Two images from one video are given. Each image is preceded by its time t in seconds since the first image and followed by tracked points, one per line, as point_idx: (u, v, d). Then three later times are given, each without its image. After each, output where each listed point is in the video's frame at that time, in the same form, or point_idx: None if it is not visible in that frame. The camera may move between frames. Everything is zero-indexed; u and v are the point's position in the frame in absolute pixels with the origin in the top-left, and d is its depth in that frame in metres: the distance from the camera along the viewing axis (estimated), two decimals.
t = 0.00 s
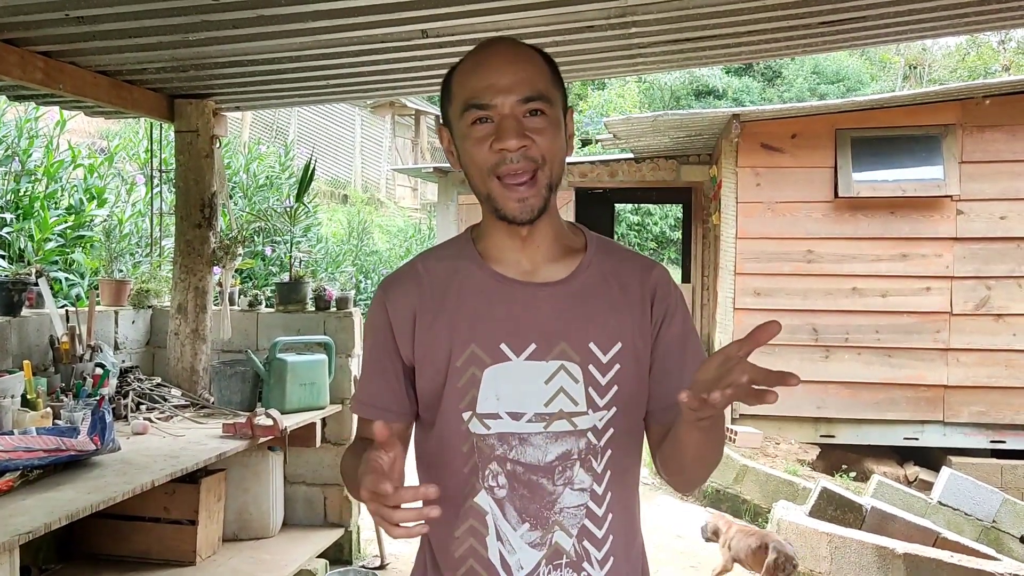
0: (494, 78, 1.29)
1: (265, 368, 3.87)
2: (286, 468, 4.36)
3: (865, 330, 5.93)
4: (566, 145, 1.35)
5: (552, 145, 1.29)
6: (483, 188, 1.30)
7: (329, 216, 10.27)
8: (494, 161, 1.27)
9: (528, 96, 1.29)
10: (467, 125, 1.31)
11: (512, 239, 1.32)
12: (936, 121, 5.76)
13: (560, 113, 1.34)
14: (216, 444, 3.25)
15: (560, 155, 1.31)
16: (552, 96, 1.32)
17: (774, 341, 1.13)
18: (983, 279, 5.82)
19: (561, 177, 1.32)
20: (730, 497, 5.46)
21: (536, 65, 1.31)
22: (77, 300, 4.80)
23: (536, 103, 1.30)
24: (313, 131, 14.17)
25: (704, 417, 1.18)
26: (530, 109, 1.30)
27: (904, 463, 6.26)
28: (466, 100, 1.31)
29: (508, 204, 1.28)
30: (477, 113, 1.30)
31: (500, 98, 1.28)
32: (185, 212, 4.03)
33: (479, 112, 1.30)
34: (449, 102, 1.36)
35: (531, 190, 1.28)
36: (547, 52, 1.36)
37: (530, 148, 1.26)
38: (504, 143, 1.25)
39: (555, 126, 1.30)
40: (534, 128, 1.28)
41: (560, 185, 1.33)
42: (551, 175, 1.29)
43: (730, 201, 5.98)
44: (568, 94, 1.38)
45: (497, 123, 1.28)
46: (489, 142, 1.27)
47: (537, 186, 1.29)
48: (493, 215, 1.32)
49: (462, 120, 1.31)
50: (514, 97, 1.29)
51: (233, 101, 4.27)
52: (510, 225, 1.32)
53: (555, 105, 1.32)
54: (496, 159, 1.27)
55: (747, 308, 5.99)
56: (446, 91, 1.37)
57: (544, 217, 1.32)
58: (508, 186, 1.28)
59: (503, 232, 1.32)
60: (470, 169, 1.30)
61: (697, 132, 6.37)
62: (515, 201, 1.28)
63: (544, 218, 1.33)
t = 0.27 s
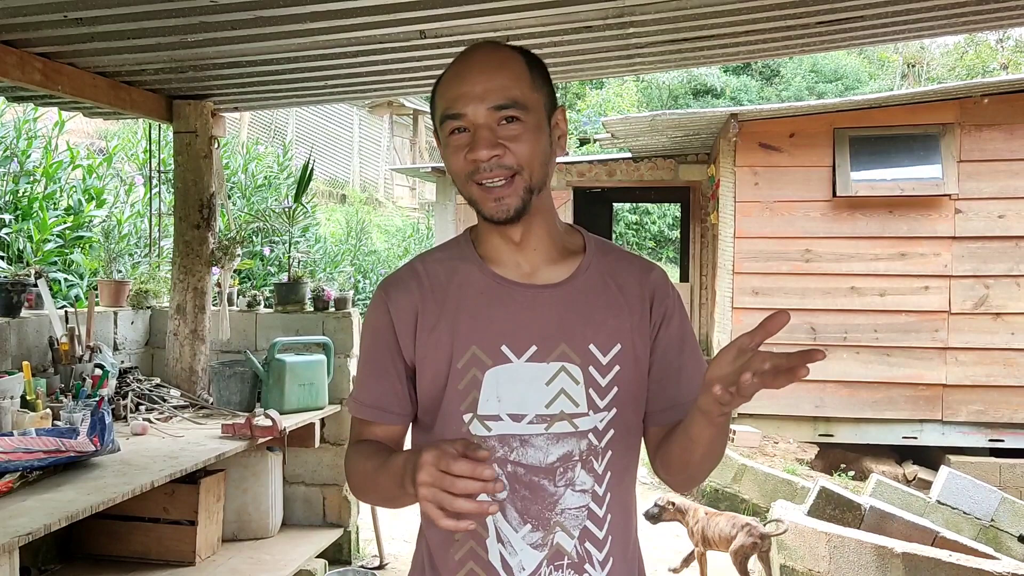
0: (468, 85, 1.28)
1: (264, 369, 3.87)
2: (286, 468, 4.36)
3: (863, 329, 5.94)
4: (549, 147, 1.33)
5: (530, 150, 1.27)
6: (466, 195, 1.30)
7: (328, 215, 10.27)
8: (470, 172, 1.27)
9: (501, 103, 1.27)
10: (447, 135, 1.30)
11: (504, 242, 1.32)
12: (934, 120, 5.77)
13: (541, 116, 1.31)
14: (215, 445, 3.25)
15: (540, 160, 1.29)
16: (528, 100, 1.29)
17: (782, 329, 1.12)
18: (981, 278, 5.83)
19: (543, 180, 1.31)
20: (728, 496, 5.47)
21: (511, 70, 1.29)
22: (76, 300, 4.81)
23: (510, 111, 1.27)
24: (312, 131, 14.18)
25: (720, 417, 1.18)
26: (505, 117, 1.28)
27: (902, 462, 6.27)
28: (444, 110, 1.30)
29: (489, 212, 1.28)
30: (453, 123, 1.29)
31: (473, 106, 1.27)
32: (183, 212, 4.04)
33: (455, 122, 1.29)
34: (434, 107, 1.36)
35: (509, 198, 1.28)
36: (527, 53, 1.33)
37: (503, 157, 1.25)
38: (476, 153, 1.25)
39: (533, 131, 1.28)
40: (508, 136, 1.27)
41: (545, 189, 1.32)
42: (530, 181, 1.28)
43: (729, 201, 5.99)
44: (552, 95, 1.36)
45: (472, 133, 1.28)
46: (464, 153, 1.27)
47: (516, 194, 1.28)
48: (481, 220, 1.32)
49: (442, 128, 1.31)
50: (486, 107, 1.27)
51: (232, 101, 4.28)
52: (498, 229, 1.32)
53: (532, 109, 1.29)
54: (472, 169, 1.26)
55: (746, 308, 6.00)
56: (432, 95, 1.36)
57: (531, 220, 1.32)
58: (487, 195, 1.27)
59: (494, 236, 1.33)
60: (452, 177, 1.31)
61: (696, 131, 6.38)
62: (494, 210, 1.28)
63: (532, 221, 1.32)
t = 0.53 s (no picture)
0: (457, 84, 1.27)
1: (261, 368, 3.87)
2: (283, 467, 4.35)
3: (860, 328, 5.95)
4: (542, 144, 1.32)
5: (521, 147, 1.27)
6: (460, 193, 1.30)
7: (325, 214, 10.25)
8: (463, 169, 1.26)
9: (492, 100, 1.26)
10: (439, 133, 1.30)
11: (501, 239, 1.32)
12: (930, 118, 5.78)
13: (534, 112, 1.30)
14: (213, 443, 3.25)
15: (532, 157, 1.28)
16: (519, 97, 1.28)
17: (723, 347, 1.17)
18: (978, 276, 5.83)
19: (537, 176, 1.30)
20: (726, 495, 5.48)
21: (501, 67, 1.28)
22: (72, 299, 4.80)
23: (501, 107, 1.27)
24: (309, 130, 14.16)
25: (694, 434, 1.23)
26: (496, 113, 1.27)
27: (899, 460, 6.28)
28: (436, 109, 1.30)
29: (484, 210, 1.28)
30: (445, 122, 1.29)
31: (462, 105, 1.27)
32: (180, 211, 4.03)
33: (446, 121, 1.29)
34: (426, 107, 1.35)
35: (502, 196, 1.27)
36: (518, 48, 1.32)
37: (495, 154, 1.25)
38: (467, 152, 1.24)
39: (524, 127, 1.27)
40: (500, 133, 1.26)
41: (539, 185, 1.31)
42: (523, 178, 1.28)
43: (726, 199, 5.99)
44: (545, 90, 1.35)
45: (463, 131, 1.27)
46: (456, 151, 1.26)
47: (508, 191, 1.27)
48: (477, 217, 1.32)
49: (435, 127, 1.31)
50: (476, 104, 1.26)
51: (229, 100, 4.27)
52: (495, 226, 1.32)
53: (522, 105, 1.28)
54: (465, 167, 1.26)
55: (743, 306, 6.00)
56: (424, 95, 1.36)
57: (528, 217, 1.32)
58: (480, 192, 1.27)
59: (491, 233, 1.33)
60: (446, 175, 1.30)
61: (694, 129, 6.38)
62: (488, 207, 1.27)
63: (528, 218, 1.32)
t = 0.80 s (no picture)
0: (457, 79, 1.28)
1: (258, 366, 3.87)
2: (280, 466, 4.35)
3: (857, 326, 5.96)
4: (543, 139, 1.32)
5: (521, 142, 1.26)
6: (461, 189, 1.30)
7: (322, 213, 10.24)
8: (464, 165, 1.26)
9: (492, 95, 1.26)
10: (440, 129, 1.30)
11: (502, 236, 1.32)
12: (927, 117, 5.79)
13: (534, 106, 1.30)
14: (210, 442, 3.24)
15: (532, 151, 1.28)
16: (519, 91, 1.28)
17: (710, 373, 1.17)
18: (974, 274, 5.84)
19: (538, 171, 1.30)
20: (723, 493, 5.50)
21: (501, 62, 1.28)
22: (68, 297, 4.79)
23: (501, 102, 1.27)
24: (306, 129, 14.13)
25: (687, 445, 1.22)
26: (496, 108, 1.27)
27: (895, 458, 6.30)
28: (437, 105, 1.30)
29: (484, 206, 1.28)
30: (446, 118, 1.29)
31: (463, 100, 1.27)
32: (177, 209, 4.02)
33: (447, 117, 1.29)
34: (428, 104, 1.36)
35: (502, 192, 1.27)
36: (518, 44, 1.32)
37: (495, 149, 1.25)
38: (467, 146, 1.24)
39: (524, 122, 1.27)
40: (500, 127, 1.26)
41: (541, 180, 1.31)
42: (523, 173, 1.27)
43: (723, 197, 5.99)
44: (547, 86, 1.34)
45: (463, 126, 1.27)
46: (457, 147, 1.27)
47: (509, 186, 1.27)
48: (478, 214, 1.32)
49: (436, 124, 1.31)
50: (476, 99, 1.26)
51: (225, 98, 4.26)
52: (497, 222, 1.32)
53: (522, 99, 1.28)
54: (466, 163, 1.26)
55: (740, 304, 6.01)
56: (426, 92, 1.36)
57: (530, 213, 1.31)
58: (481, 188, 1.27)
59: (492, 229, 1.32)
60: (447, 171, 1.30)
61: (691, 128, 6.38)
62: (489, 202, 1.27)
63: (530, 214, 1.31)
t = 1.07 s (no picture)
0: (462, 79, 1.28)
1: (256, 365, 3.87)
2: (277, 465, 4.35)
3: (853, 325, 5.97)
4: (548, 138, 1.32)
5: (527, 140, 1.27)
6: (466, 188, 1.30)
7: (318, 212, 10.23)
8: (470, 163, 1.27)
9: (497, 94, 1.27)
10: (446, 129, 1.31)
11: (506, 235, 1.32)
12: (923, 116, 5.81)
13: (538, 106, 1.31)
14: (207, 441, 3.24)
15: (539, 149, 1.28)
16: (524, 90, 1.29)
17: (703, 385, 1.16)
18: (969, 273, 5.86)
19: (544, 170, 1.30)
20: (720, 492, 5.51)
21: (505, 62, 1.29)
22: (64, 297, 4.78)
23: (506, 100, 1.27)
24: (303, 128, 14.12)
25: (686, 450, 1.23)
26: (501, 107, 1.27)
27: (892, 457, 6.31)
28: (442, 105, 1.31)
29: (490, 204, 1.28)
30: (451, 118, 1.30)
31: (469, 100, 1.27)
32: (174, 209, 4.02)
33: (452, 117, 1.29)
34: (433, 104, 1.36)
35: (511, 189, 1.27)
36: (521, 46, 1.33)
37: (501, 147, 1.25)
38: (474, 145, 1.25)
39: (529, 121, 1.28)
40: (506, 126, 1.26)
41: (546, 179, 1.31)
42: (531, 171, 1.28)
43: (720, 196, 6.00)
44: (550, 87, 1.35)
45: (469, 125, 1.27)
46: (463, 146, 1.27)
47: (516, 184, 1.27)
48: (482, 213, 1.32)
49: (441, 123, 1.32)
50: (481, 98, 1.27)
51: (222, 97, 4.26)
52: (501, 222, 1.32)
53: (527, 98, 1.29)
54: (472, 162, 1.26)
55: (737, 303, 6.02)
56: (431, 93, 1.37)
57: (534, 212, 1.31)
58: (488, 186, 1.27)
59: (496, 229, 1.33)
60: (453, 171, 1.31)
61: (687, 127, 6.39)
62: (495, 200, 1.27)
63: (535, 213, 1.32)
